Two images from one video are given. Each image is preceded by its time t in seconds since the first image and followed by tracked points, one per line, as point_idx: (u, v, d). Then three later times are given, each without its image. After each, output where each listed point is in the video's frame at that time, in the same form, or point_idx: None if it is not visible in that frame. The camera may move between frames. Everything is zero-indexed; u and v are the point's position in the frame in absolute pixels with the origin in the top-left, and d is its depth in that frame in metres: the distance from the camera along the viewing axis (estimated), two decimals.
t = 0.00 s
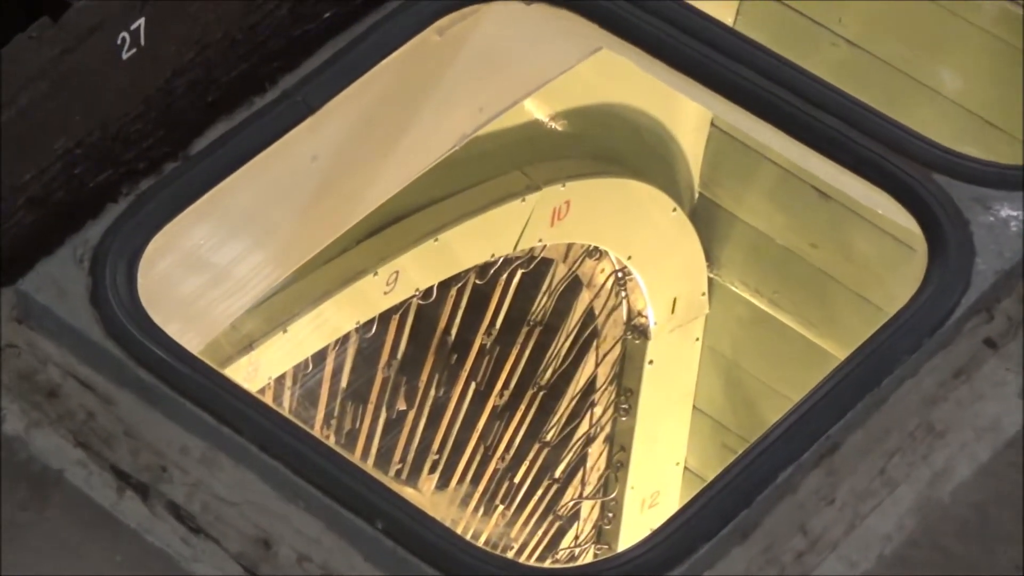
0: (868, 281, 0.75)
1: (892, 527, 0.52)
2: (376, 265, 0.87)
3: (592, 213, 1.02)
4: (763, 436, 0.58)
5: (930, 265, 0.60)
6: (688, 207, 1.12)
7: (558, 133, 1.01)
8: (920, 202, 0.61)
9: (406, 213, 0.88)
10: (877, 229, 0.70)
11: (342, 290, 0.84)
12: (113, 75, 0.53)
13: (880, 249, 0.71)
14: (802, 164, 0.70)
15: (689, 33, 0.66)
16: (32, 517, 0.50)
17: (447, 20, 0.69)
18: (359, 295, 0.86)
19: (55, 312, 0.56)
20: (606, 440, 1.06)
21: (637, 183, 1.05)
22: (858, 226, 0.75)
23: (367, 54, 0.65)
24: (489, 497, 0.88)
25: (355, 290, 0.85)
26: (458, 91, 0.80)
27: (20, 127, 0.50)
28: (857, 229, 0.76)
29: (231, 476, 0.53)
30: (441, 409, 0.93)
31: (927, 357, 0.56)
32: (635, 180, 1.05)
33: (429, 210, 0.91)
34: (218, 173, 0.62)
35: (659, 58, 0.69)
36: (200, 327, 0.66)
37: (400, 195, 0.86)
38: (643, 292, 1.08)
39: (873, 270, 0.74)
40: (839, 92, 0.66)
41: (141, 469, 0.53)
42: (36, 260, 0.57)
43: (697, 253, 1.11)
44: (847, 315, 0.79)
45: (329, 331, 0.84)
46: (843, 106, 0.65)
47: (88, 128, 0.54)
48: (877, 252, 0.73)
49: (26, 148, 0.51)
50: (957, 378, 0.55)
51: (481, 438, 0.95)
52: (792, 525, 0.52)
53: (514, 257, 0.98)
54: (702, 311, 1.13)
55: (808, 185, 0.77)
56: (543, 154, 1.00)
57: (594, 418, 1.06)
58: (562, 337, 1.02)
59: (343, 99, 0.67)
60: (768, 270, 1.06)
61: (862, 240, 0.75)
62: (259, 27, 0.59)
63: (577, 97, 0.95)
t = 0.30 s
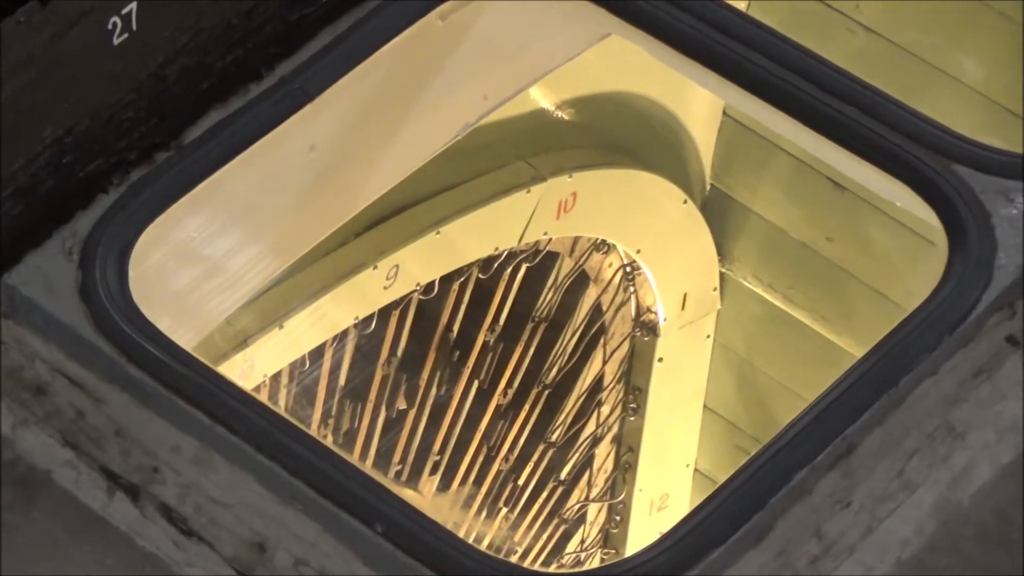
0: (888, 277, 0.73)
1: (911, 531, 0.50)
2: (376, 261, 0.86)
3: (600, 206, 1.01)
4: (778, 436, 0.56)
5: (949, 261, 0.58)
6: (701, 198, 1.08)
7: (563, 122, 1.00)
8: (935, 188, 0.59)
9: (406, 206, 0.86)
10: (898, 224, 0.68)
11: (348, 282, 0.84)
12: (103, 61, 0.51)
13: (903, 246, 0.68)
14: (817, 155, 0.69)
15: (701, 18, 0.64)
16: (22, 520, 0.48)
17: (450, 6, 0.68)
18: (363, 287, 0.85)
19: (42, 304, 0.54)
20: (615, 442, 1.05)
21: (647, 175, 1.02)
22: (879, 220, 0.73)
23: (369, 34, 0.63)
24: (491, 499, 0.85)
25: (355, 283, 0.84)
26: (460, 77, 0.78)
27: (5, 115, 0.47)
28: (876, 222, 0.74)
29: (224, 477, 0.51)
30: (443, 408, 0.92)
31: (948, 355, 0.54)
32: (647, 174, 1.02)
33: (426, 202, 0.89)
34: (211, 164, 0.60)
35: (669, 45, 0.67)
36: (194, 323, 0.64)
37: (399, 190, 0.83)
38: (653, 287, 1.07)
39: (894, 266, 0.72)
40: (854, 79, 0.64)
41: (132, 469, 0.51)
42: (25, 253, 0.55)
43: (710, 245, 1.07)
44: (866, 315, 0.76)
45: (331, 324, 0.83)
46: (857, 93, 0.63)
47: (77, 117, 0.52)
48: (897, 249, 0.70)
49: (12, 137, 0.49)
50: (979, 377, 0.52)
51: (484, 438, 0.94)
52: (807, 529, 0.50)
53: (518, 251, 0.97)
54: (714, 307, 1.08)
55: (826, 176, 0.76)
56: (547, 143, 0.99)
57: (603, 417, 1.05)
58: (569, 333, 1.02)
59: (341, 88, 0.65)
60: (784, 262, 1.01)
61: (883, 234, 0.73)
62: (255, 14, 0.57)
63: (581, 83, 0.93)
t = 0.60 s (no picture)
0: (899, 273, 0.71)
1: (925, 538, 0.48)
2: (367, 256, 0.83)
3: (600, 197, 1.01)
4: (788, 439, 0.53)
5: (963, 257, 0.56)
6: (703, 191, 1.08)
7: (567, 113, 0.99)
8: (946, 181, 0.57)
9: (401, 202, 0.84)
10: (910, 218, 0.66)
11: (339, 279, 0.81)
12: (87, 48, 0.49)
13: (915, 240, 0.66)
14: (827, 147, 0.67)
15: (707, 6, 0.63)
16: None
17: None
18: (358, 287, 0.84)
19: (25, 306, 0.51)
20: (619, 445, 1.03)
21: (651, 169, 1.03)
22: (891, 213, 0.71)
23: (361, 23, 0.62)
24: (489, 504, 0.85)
25: (346, 279, 0.82)
26: (457, 66, 0.76)
27: None
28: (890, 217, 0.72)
29: (213, 481, 0.49)
30: (438, 411, 0.91)
31: (963, 355, 0.51)
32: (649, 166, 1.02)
33: (422, 195, 0.87)
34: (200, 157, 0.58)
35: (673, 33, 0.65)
36: (180, 320, 0.61)
37: (394, 184, 0.81)
38: (656, 284, 1.05)
39: (905, 262, 0.70)
40: (863, 68, 0.62)
41: (117, 473, 0.48)
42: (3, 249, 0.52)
43: (713, 239, 1.05)
44: (878, 314, 0.74)
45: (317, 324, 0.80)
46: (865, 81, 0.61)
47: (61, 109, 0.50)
48: (909, 243, 0.68)
49: None
50: (995, 377, 0.50)
51: (481, 442, 0.93)
52: (817, 536, 0.48)
53: (515, 247, 0.96)
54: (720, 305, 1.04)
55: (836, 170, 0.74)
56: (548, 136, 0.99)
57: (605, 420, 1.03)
58: (569, 332, 1.01)
59: (332, 78, 0.63)
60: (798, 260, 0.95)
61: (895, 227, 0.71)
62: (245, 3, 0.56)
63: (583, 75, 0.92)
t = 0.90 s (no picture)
0: (905, 272, 0.69)
1: (933, 548, 0.45)
2: (355, 256, 0.82)
3: (595, 191, 0.97)
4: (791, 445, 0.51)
5: (973, 256, 0.54)
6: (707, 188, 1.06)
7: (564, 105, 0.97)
8: (954, 175, 0.55)
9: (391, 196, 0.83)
10: (918, 213, 0.64)
11: (323, 281, 0.80)
12: (61, 42, 0.47)
13: (922, 238, 0.64)
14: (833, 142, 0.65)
15: None
16: None
17: None
18: (342, 287, 0.81)
19: None
20: (615, 448, 1.02)
21: (653, 166, 1.01)
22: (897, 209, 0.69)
23: (344, 16, 0.60)
24: (480, 514, 0.85)
25: (334, 279, 0.81)
26: (447, 58, 0.74)
27: None
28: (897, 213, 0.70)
29: (195, 489, 0.47)
30: (428, 416, 0.90)
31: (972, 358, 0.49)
32: (649, 162, 1.00)
33: (413, 191, 0.86)
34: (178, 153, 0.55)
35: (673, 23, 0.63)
36: (161, 323, 0.59)
37: (383, 179, 0.80)
38: (653, 284, 1.05)
39: (913, 261, 0.68)
40: (868, 61, 0.60)
41: (94, 482, 0.46)
42: None
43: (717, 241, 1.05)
44: (883, 315, 0.72)
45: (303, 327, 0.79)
46: (870, 74, 0.59)
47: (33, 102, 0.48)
48: (916, 240, 0.67)
49: None
50: (1005, 380, 0.47)
51: (473, 447, 0.92)
52: (821, 545, 0.46)
53: (509, 245, 0.94)
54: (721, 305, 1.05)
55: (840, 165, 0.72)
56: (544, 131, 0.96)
57: (602, 425, 1.02)
58: (564, 332, 0.99)
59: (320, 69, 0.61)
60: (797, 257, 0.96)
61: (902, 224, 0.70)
62: None
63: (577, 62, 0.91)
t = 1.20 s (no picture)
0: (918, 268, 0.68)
1: (943, 555, 0.44)
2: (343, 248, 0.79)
3: (591, 184, 0.94)
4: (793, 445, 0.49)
5: (984, 251, 0.52)
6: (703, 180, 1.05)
7: (558, 94, 0.94)
8: (966, 168, 0.52)
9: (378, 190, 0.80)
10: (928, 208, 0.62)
11: (306, 277, 0.78)
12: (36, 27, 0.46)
13: (934, 233, 0.63)
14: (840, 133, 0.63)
15: None
16: None
17: None
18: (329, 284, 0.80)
19: None
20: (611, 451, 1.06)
21: (649, 157, 0.98)
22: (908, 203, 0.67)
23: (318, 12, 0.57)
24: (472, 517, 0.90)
25: (318, 276, 0.79)
26: (436, 45, 0.72)
27: None
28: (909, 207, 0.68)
29: (177, 493, 0.44)
30: (418, 417, 0.89)
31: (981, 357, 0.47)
32: (646, 153, 0.98)
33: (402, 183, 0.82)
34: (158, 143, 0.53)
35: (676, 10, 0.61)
36: (138, 323, 0.58)
37: (373, 172, 0.77)
38: (653, 280, 1.03)
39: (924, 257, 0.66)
40: (878, 47, 0.58)
41: (69, 486, 0.44)
42: None
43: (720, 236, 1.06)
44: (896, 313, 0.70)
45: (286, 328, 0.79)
46: (879, 61, 0.56)
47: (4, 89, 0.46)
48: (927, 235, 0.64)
49: None
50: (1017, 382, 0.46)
51: (465, 449, 0.92)
52: (826, 551, 0.44)
53: (502, 239, 0.91)
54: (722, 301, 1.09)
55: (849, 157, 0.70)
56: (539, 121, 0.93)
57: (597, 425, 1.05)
58: (557, 330, 0.99)
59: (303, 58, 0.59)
60: (795, 254, 1.06)
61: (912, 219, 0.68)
62: None
63: (572, 44, 0.89)
